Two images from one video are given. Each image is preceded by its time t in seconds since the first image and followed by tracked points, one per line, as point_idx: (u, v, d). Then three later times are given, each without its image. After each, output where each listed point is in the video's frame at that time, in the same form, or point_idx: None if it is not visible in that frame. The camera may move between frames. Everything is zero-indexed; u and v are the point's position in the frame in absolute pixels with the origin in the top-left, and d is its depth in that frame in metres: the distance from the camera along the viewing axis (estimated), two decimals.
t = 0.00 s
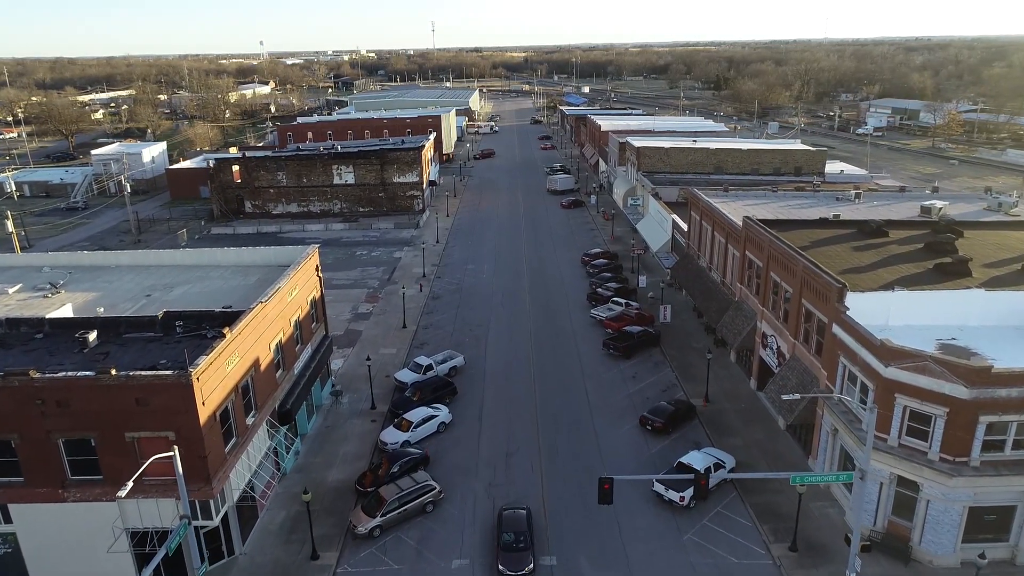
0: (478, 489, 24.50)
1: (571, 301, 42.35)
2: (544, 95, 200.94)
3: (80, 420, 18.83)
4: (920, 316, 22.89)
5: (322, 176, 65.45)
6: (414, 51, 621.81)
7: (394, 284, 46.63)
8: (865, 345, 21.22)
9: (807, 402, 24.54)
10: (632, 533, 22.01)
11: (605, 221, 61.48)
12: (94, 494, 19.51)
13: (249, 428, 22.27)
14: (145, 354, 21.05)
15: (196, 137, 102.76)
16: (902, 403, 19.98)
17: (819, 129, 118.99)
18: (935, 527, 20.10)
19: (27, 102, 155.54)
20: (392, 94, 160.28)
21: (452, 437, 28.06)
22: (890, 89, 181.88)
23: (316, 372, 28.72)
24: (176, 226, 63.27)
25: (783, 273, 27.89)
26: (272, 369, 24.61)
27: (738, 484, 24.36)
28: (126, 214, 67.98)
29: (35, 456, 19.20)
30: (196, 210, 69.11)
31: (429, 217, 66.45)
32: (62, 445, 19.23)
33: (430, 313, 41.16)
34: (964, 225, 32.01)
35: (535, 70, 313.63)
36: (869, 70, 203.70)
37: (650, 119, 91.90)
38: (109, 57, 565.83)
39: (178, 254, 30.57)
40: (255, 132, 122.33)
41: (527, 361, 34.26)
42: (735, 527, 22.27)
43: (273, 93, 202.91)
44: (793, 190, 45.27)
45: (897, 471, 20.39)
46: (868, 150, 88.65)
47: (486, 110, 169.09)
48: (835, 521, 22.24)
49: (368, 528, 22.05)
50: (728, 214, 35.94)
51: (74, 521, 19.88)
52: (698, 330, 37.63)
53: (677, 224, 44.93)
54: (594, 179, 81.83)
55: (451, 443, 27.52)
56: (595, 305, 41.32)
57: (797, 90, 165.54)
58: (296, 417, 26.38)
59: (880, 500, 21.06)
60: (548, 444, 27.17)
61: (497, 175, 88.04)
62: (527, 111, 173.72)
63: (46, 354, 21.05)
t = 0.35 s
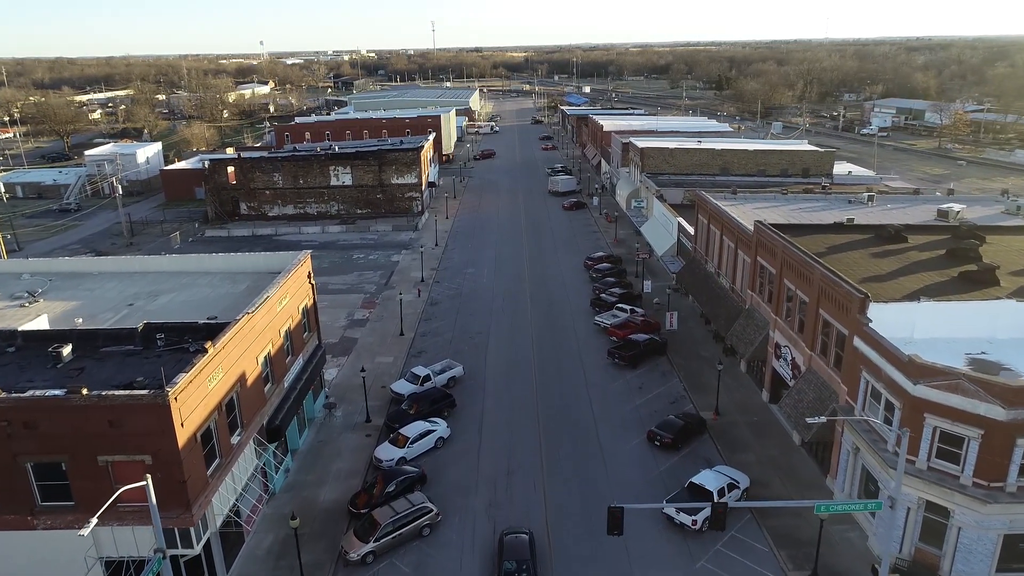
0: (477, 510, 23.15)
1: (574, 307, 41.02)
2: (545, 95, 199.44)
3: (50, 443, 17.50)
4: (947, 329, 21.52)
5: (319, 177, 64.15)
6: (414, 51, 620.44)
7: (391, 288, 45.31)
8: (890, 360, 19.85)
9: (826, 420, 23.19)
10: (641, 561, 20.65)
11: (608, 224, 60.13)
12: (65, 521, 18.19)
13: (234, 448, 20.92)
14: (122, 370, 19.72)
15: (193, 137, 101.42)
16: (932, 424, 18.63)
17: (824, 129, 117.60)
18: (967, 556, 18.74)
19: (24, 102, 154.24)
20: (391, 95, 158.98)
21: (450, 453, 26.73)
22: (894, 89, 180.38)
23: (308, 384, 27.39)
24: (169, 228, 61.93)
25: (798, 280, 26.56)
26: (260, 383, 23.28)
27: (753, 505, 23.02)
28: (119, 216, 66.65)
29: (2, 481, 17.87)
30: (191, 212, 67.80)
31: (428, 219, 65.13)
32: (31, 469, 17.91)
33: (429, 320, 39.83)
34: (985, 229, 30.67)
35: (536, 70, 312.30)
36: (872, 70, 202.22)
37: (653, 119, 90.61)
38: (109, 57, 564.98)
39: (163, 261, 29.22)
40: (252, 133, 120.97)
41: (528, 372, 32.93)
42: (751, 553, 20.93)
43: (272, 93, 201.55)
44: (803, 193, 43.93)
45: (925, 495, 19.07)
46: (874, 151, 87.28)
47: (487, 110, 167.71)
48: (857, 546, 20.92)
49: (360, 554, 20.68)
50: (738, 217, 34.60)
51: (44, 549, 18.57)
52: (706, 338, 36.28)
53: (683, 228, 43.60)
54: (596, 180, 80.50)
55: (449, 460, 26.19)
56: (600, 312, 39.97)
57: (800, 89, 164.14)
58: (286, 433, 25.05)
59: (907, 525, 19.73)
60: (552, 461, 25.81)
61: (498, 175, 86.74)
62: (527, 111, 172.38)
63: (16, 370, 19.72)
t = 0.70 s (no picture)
0: (477, 534, 21.85)
1: (577, 314, 39.68)
2: (546, 95, 198.15)
3: (14, 469, 16.19)
4: (978, 343, 20.13)
5: (316, 179, 62.81)
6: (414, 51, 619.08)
7: (388, 294, 43.97)
8: (919, 378, 18.51)
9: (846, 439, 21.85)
10: None
11: (611, 226, 58.80)
12: (32, 552, 16.88)
13: (216, 471, 19.56)
14: (96, 389, 18.36)
15: (189, 137, 100.08)
16: (966, 447, 17.28)
17: (828, 130, 116.25)
18: None
19: (20, 102, 152.81)
20: (391, 95, 157.64)
21: (449, 471, 25.41)
22: (897, 89, 179.11)
23: (299, 398, 26.07)
24: (162, 231, 60.63)
25: (815, 289, 25.20)
26: (247, 400, 21.92)
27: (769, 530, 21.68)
28: (111, 218, 65.33)
29: None
30: (185, 214, 66.45)
31: (427, 221, 63.79)
32: None
33: (427, 328, 38.51)
34: (1008, 234, 29.34)
35: (535, 70, 311.08)
36: (875, 70, 200.78)
37: (655, 119, 89.34)
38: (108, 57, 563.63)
39: (147, 268, 27.82)
40: (250, 133, 119.58)
41: (530, 383, 31.59)
42: None
43: (270, 93, 200.08)
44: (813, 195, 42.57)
45: (959, 524, 17.70)
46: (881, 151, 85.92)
47: (487, 110, 166.41)
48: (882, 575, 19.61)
49: None
50: (748, 221, 33.22)
51: None
52: (715, 347, 34.94)
53: (689, 231, 42.28)
54: (598, 181, 79.20)
55: (447, 479, 24.88)
56: (603, 318, 38.63)
57: (803, 89, 162.71)
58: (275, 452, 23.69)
59: (937, 555, 18.41)
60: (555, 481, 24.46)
61: (498, 176, 85.41)
62: (528, 111, 170.98)
63: None
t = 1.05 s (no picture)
0: (476, 560, 20.52)
1: (580, 320, 38.33)
2: (547, 95, 196.80)
3: None
4: (1014, 359, 18.75)
5: (312, 180, 61.51)
6: (414, 51, 617.78)
7: (386, 299, 42.65)
8: (953, 398, 17.14)
9: (870, 459, 20.56)
10: None
11: (614, 229, 57.46)
12: None
13: (196, 497, 18.21)
14: (66, 410, 17.01)
15: (185, 137, 98.69)
16: (1007, 474, 15.93)
17: (832, 130, 114.90)
18: None
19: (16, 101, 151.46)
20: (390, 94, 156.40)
21: (447, 490, 24.09)
22: (901, 89, 177.68)
23: (289, 412, 24.75)
24: (155, 233, 59.30)
25: (834, 298, 23.83)
26: (231, 418, 20.56)
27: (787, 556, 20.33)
28: (104, 220, 64.01)
29: None
30: (179, 216, 65.16)
31: (426, 223, 62.50)
32: None
33: (425, 335, 37.16)
34: None
35: (535, 69, 309.97)
36: (878, 70, 199.48)
37: (658, 119, 88.01)
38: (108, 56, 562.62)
39: (129, 275, 26.45)
40: (248, 133, 118.33)
41: (532, 396, 30.23)
42: None
43: (269, 93, 198.83)
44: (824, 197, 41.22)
45: (997, 556, 16.33)
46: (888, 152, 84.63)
47: (488, 110, 164.90)
48: None
49: None
50: (759, 225, 31.85)
51: None
52: (724, 356, 33.60)
53: (696, 234, 40.93)
54: (600, 182, 77.95)
55: (445, 499, 23.55)
56: (608, 325, 37.29)
57: (806, 89, 161.36)
58: (262, 471, 22.33)
59: None
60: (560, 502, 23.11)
61: (498, 177, 84.15)
62: (528, 111, 169.66)
63: None
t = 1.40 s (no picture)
0: None
1: (584, 327, 36.98)
2: (548, 95, 195.47)
3: None
4: None
5: (308, 181, 60.18)
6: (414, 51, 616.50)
7: (382, 304, 41.31)
8: (993, 419, 15.75)
9: (897, 482, 19.18)
10: None
11: (617, 231, 56.10)
12: None
13: (172, 526, 16.83)
14: (29, 433, 15.68)
15: (181, 137, 97.33)
16: None
17: (837, 130, 113.43)
18: None
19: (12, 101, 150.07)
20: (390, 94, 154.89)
21: (444, 511, 22.76)
22: (904, 88, 176.16)
23: (278, 428, 23.39)
24: (147, 235, 57.99)
25: (854, 307, 22.44)
26: (212, 437, 19.18)
27: None
28: (96, 222, 62.69)
29: None
30: (173, 217, 63.79)
31: (425, 225, 61.17)
32: None
33: (422, 343, 35.80)
34: None
35: (536, 69, 308.68)
36: (882, 70, 197.97)
37: (661, 119, 86.66)
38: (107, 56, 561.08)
39: (110, 283, 25.08)
40: (245, 133, 116.91)
41: (534, 409, 28.86)
42: None
43: (268, 93, 197.43)
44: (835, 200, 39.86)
45: None
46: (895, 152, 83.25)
47: (488, 110, 163.45)
48: None
49: None
50: (771, 229, 30.47)
51: None
52: (734, 365, 32.24)
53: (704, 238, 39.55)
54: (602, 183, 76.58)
55: (441, 521, 22.21)
56: (612, 332, 35.93)
57: (809, 89, 159.87)
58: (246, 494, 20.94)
59: None
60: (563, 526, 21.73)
61: (499, 178, 82.82)
62: (529, 111, 168.16)
63: None
